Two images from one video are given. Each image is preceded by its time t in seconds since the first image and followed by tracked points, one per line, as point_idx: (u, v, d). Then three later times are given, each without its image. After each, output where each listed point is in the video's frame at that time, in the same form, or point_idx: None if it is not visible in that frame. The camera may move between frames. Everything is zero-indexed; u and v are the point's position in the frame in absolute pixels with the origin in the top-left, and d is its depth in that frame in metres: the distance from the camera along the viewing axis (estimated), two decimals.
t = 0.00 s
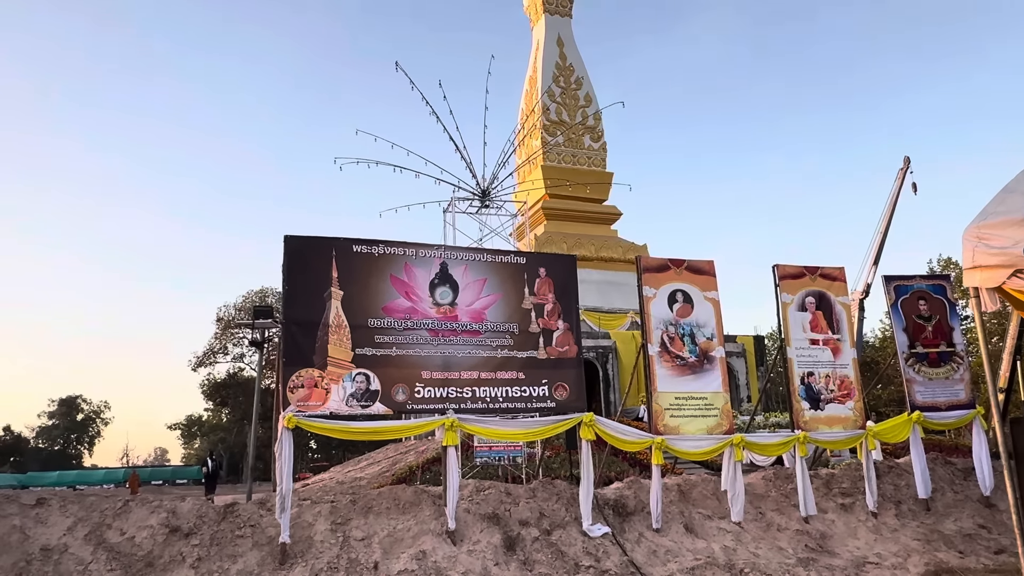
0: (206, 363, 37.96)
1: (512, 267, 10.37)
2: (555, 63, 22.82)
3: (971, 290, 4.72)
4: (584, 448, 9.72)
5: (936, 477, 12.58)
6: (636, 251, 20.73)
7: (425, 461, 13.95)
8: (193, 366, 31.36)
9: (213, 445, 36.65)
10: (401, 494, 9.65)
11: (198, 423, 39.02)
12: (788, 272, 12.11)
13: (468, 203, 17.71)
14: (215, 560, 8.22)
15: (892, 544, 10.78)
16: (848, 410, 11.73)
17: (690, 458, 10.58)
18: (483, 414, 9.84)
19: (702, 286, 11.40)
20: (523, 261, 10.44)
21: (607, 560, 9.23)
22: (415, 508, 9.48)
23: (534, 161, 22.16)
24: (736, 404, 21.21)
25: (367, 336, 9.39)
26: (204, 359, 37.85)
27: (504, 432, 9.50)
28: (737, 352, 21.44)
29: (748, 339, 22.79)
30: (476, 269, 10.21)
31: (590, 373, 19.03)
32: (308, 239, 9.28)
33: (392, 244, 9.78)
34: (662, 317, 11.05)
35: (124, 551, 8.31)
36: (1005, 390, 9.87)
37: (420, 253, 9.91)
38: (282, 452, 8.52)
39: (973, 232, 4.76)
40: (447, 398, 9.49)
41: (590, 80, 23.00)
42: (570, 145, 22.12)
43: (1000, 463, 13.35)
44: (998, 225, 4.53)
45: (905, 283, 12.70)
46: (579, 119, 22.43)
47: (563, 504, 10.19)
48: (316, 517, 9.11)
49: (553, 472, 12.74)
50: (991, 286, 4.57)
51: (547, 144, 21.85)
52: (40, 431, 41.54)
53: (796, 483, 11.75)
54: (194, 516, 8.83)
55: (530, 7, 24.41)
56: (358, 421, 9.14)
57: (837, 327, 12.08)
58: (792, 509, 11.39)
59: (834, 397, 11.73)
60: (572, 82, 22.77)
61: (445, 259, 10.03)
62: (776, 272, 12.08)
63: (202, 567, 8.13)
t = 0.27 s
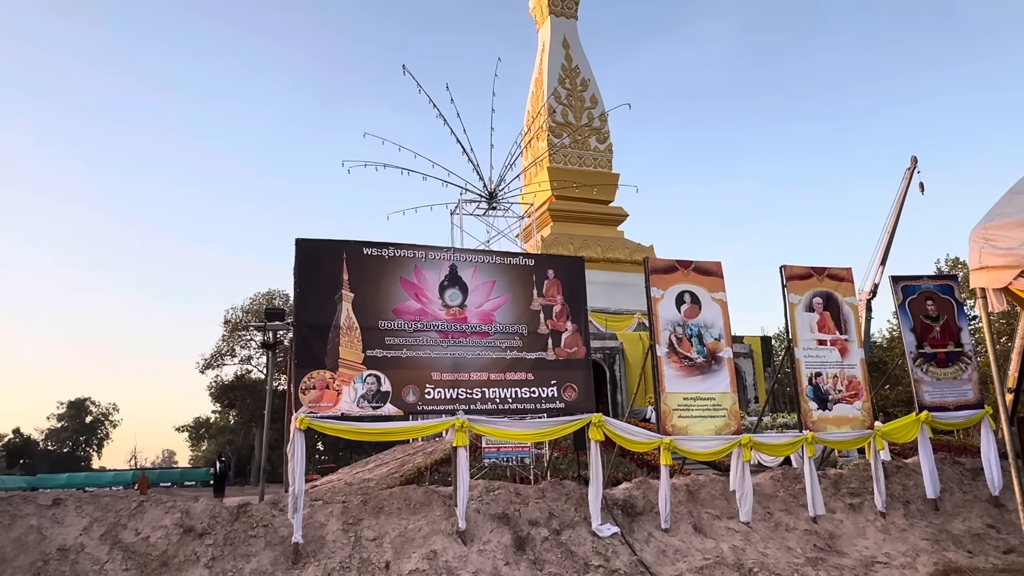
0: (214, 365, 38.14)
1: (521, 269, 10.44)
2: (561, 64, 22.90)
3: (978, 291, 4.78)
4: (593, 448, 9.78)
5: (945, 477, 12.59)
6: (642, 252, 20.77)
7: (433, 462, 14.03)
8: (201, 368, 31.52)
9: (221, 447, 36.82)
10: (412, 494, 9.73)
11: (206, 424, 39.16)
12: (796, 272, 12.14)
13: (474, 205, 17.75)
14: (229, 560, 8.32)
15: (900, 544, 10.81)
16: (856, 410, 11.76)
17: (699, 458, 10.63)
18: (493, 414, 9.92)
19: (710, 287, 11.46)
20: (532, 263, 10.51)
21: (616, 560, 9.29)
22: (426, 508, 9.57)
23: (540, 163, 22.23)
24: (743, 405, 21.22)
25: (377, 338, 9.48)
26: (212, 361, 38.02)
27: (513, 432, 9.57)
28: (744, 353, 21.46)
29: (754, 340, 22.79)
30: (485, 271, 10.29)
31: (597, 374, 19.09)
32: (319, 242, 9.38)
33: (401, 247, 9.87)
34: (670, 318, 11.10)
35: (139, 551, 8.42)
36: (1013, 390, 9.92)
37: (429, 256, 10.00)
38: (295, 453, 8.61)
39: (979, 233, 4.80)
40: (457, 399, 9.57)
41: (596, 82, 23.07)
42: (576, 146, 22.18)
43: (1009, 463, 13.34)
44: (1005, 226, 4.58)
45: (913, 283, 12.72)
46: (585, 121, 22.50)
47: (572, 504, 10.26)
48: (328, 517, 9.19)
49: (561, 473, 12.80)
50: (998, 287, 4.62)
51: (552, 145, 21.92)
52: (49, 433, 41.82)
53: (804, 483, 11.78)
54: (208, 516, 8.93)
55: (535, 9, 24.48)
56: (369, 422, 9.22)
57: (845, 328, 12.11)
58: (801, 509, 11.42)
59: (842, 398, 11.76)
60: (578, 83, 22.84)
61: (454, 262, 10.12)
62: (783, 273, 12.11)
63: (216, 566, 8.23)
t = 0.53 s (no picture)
0: (218, 368, 38.29)
1: (527, 273, 10.54)
2: (565, 69, 23.01)
3: (979, 296, 4.87)
4: (598, 451, 9.86)
5: (949, 480, 12.64)
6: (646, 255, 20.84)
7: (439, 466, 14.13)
8: (206, 371, 31.68)
9: (225, 451, 36.93)
10: (419, 496, 9.83)
11: (210, 428, 39.27)
12: (800, 276, 12.21)
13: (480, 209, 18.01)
14: (239, 561, 8.42)
15: (904, 546, 10.86)
16: (860, 413, 11.82)
17: (704, 461, 10.70)
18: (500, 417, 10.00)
19: (714, 290, 11.54)
20: (538, 268, 10.61)
21: (622, 562, 9.37)
22: (433, 510, 9.65)
23: (544, 167, 22.35)
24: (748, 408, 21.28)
25: (385, 341, 9.58)
26: (216, 364, 38.19)
27: (520, 435, 9.65)
28: (748, 357, 21.52)
29: (758, 343, 22.85)
30: (492, 275, 10.39)
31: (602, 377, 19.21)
32: (328, 247, 9.49)
33: (409, 251, 9.97)
34: (674, 322, 11.18)
35: (150, 552, 8.52)
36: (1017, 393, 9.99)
37: (436, 260, 10.10)
38: (304, 456, 8.70)
39: (981, 239, 4.89)
40: (464, 402, 9.66)
41: (600, 86, 23.18)
42: (580, 150, 22.29)
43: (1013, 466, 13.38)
44: (1005, 233, 4.67)
45: (917, 287, 12.77)
46: (589, 125, 22.61)
47: (578, 507, 10.33)
48: (336, 519, 9.29)
49: (566, 476, 12.89)
50: (998, 292, 4.71)
51: (557, 149, 22.04)
52: (55, 436, 42.00)
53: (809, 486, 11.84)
54: (218, 518, 9.03)
55: (539, 14, 24.62)
56: (377, 425, 9.31)
57: (849, 331, 12.17)
58: (805, 511, 11.48)
59: (846, 401, 11.82)
60: (582, 87, 22.96)
61: (461, 266, 10.22)
62: (787, 277, 12.19)
63: (227, 568, 8.33)
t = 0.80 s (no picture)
0: (219, 373, 38.37)
1: (528, 280, 10.63)
2: (566, 75, 23.15)
3: (973, 305, 4.97)
4: (598, 457, 9.93)
5: (948, 486, 12.70)
6: (646, 261, 20.91)
7: (439, 471, 14.20)
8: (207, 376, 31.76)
9: (225, 456, 36.95)
10: (420, 501, 9.90)
11: (210, 433, 39.31)
12: (799, 283, 12.29)
13: (481, 215, 18.09)
14: (242, 565, 8.48)
15: (903, 552, 10.92)
16: (859, 420, 11.90)
17: (704, 467, 10.78)
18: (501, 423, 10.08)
19: (714, 297, 11.63)
20: (539, 275, 10.70)
21: (622, 567, 9.43)
22: (434, 515, 9.73)
23: (545, 173, 22.46)
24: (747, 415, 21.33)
25: (388, 347, 9.66)
26: (217, 369, 38.26)
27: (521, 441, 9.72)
28: (748, 363, 21.59)
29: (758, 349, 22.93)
30: (493, 282, 10.48)
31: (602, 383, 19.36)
32: (331, 253, 9.58)
33: (411, 258, 10.06)
34: (674, 329, 11.27)
35: (154, 556, 8.59)
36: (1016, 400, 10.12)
37: (438, 267, 10.19)
38: (307, 460, 8.78)
39: (975, 249, 4.98)
40: (465, 408, 9.74)
41: (600, 93, 23.31)
42: (580, 156, 22.41)
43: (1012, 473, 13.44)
44: (999, 243, 4.76)
45: (915, 294, 12.86)
46: (590, 131, 22.74)
47: (578, 512, 10.40)
48: (338, 524, 9.36)
49: (566, 481, 12.96)
50: (992, 301, 4.80)
51: (557, 156, 22.16)
52: (54, 441, 42.01)
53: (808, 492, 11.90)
54: (221, 522, 9.10)
55: (540, 21, 24.77)
56: (379, 430, 9.39)
57: (847, 338, 12.25)
58: (804, 517, 11.55)
59: (845, 407, 11.90)
60: (583, 94, 23.10)
61: (463, 273, 10.31)
62: (786, 284, 12.27)
63: (230, 572, 8.40)
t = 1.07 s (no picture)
0: (215, 380, 38.35)
1: (525, 290, 10.71)
2: (564, 86, 23.31)
3: (962, 320, 5.06)
4: (594, 467, 9.99)
5: (941, 497, 12.78)
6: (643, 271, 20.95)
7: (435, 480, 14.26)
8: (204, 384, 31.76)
9: (221, 463, 36.88)
10: (417, 510, 9.95)
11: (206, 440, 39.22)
12: (794, 295, 12.39)
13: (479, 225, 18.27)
14: (239, 574, 8.52)
15: (896, 563, 10.98)
16: (853, 431, 11.98)
17: (699, 478, 10.84)
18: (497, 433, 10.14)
19: (710, 308, 11.72)
20: (536, 285, 10.78)
21: None
22: (431, 524, 9.77)
23: (543, 182, 22.59)
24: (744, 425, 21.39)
25: (385, 357, 9.73)
26: (213, 377, 38.24)
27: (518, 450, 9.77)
28: (744, 373, 21.67)
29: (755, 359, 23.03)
30: (490, 292, 10.56)
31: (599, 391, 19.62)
32: (330, 263, 9.66)
33: (409, 268, 10.14)
34: (670, 339, 11.35)
35: (151, 564, 8.63)
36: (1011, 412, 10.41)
37: (436, 277, 10.27)
38: (304, 469, 8.82)
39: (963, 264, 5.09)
40: (462, 417, 9.80)
41: (598, 103, 23.47)
42: (578, 166, 22.54)
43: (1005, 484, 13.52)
44: (985, 259, 4.87)
45: (909, 306, 12.97)
46: (588, 141, 22.88)
47: (574, 522, 10.45)
48: (335, 533, 9.40)
49: (562, 491, 13.01)
50: (979, 316, 4.89)
51: (555, 165, 22.30)
52: (49, 447, 41.91)
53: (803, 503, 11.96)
54: (218, 531, 9.13)
55: (538, 31, 24.95)
56: (376, 439, 9.45)
57: (842, 349, 12.35)
58: (799, 528, 11.60)
59: (839, 418, 11.98)
60: (581, 104, 23.26)
61: (460, 283, 10.39)
62: (781, 296, 12.37)
63: None
